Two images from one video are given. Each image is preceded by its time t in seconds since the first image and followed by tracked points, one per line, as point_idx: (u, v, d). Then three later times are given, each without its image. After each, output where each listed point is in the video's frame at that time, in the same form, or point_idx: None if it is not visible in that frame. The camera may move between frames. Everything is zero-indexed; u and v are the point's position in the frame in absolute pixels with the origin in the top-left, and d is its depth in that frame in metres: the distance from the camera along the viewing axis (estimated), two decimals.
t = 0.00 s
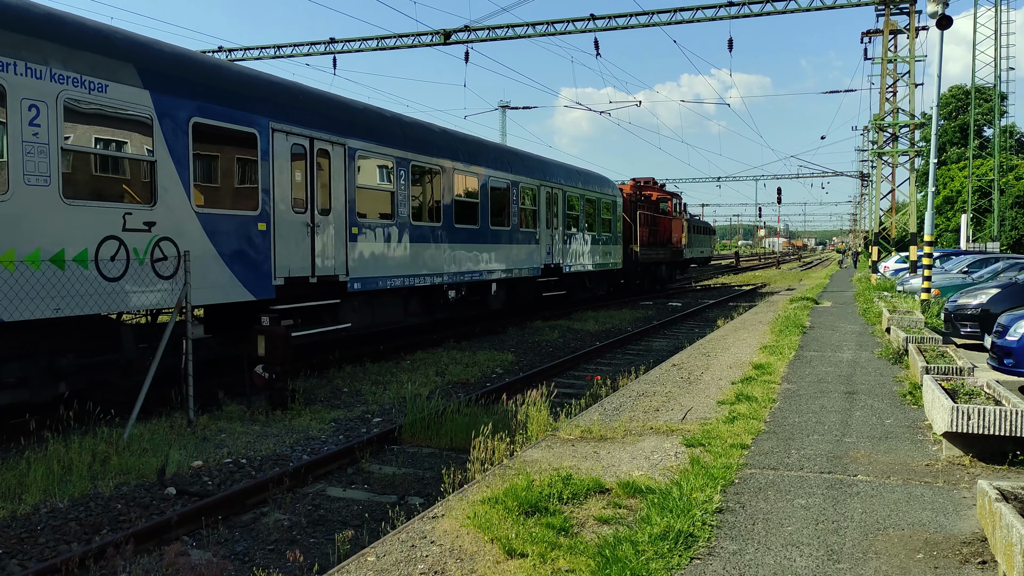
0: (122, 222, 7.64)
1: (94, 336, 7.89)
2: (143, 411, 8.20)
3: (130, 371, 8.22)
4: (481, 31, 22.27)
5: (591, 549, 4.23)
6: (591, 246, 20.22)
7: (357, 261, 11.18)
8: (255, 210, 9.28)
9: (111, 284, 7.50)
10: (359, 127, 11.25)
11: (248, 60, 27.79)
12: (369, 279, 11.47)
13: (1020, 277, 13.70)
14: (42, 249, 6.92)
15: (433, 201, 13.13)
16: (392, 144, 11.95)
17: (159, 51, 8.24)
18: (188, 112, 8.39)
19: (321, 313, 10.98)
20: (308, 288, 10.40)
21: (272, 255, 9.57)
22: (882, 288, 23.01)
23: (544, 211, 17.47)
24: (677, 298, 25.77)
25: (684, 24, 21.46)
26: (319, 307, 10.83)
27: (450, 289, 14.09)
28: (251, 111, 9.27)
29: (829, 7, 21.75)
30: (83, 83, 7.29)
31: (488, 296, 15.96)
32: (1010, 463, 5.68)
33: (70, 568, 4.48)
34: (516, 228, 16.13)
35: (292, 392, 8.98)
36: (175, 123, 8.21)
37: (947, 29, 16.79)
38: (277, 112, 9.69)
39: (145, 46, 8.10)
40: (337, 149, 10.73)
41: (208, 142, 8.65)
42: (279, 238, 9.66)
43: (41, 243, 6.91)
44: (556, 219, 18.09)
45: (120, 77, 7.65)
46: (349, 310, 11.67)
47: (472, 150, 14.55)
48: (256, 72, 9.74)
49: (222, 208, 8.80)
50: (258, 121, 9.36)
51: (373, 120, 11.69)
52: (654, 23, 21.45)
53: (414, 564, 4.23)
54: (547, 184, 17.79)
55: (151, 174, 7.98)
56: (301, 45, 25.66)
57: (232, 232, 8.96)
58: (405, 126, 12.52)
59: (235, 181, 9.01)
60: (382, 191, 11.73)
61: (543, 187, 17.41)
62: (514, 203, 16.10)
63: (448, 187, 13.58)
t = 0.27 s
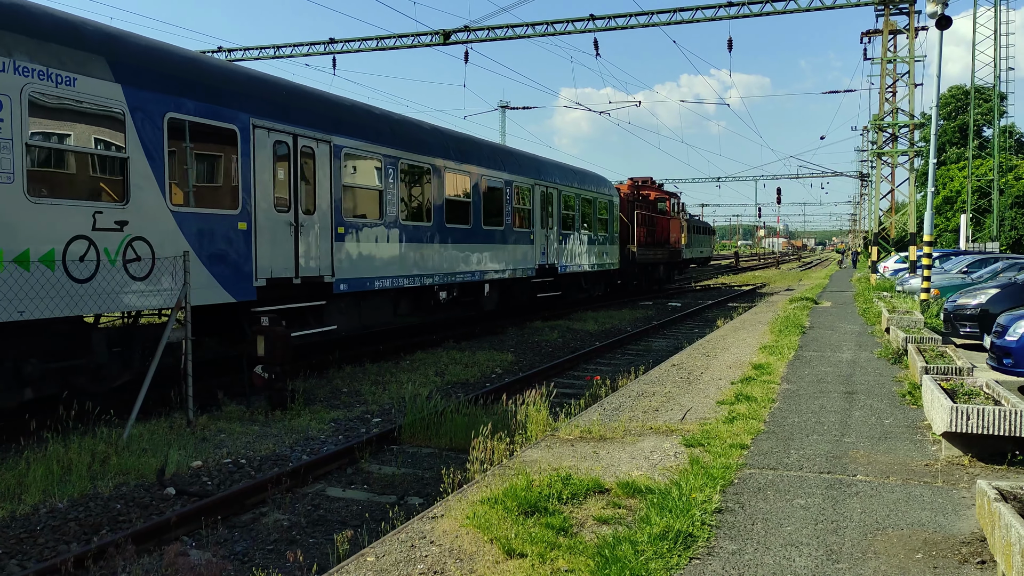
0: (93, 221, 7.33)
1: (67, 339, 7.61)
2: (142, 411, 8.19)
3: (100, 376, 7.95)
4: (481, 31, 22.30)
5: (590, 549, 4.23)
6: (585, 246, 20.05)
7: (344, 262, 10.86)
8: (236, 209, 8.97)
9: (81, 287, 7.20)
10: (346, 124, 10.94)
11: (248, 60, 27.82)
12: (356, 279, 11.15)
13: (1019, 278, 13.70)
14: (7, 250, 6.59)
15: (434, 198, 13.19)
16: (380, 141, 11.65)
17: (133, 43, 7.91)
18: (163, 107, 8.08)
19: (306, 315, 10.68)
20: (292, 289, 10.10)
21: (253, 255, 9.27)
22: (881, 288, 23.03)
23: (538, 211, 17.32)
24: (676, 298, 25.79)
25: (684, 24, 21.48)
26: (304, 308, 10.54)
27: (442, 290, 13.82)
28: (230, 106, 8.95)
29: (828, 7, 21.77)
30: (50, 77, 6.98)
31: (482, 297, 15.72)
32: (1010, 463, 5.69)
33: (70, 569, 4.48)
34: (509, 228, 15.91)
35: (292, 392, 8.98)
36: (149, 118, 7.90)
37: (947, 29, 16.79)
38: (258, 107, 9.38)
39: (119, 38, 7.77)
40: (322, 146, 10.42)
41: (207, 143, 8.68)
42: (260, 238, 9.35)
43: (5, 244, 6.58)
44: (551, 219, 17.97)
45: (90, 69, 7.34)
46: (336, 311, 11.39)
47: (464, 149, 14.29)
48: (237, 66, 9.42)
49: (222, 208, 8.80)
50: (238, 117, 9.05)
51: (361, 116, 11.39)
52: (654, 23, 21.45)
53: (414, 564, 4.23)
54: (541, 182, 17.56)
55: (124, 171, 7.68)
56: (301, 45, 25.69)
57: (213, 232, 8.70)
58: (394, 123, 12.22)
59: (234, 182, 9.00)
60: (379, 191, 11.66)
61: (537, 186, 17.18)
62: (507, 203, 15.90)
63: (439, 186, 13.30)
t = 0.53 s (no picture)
0: (60, 220, 7.03)
1: (34, 344, 7.27)
2: (142, 411, 8.19)
3: (71, 380, 7.62)
4: (480, 31, 22.32)
5: (590, 549, 4.23)
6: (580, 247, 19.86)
7: (328, 262, 10.58)
8: (215, 208, 8.69)
9: (47, 289, 6.90)
10: (332, 120, 10.65)
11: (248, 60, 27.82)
12: (341, 280, 10.87)
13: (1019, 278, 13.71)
14: None
15: (435, 195, 13.24)
16: (367, 138, 11.36)
17: (104, 36, 7.60)
18: (136, 102, 7.78)
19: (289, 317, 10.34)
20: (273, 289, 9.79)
21: (233, 256, 8.98)
22: (881, 288, 23.05)
23: (533, 210, 17.13)
24: (674, 298, 25.81)
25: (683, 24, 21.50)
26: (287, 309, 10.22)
27: (432, 291, 13.53)
28: (208, 102, 8.66)
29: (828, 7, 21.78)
30: (17, 70, 6.68)
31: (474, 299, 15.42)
32: (1008, 463, 5.69)
33: (69, 570, 4.48)
34: (502, 228, 15.68)
35: (291, 392, 8.98)
36: (121, 114, 7.60)
37: (946, 29, 16.81)
38: (238, 103, 9.08)
39: (90, 30, 7.47)
40: (307, 143, 10.14)
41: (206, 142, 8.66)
42: (240, 238, 9.06)
43: None
44: (546, 219, 17.79)
45: (59, 62, 7.03)
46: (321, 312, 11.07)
47: (455, 147, 14.03)
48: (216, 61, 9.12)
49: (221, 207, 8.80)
50: (216, 113, 8.76)
51: (347, 113, 11.10)
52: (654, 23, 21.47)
53: (413, 564, 4.23)
54: (536, 181, 17.34)
55: (95, 169, 7.38)
56: (300, 44, 25.70)
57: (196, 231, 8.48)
58: (382, 120, 11.93)
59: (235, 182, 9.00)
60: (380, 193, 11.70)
61: (531, 185, 16.97)
62: (500, 202, 15.68)
63: (430, 184, 13.04)
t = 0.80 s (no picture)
0: (25, 219, 6.74)
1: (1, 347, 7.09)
2: (141, 411, 8.19)
3: (39, 385, 7.37)
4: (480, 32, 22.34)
5: (589, 549, 4.23)
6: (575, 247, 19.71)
7: (312, 263, 10.32)
8: (192, 206, 8.43)
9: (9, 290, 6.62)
10: (315, 117, 10.39)
11: (247, 60, 27.82)
12: (326, 281, 10.62)
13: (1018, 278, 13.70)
14: None
15: (430, 195, 13.14)
16: (352, 136, 11.10)
17: (73, 28, 7.35)
18: (106, 97, 7.51)
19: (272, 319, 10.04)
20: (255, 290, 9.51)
21: (211, 256, 8.71)
22: (880, 288, 23.05)
23: (527, 210, 16.94)
24: (672, 298, 25.83)
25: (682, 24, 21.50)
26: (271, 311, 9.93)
27: (421, 293, 13.27)
28: (183, 97, 8.39)
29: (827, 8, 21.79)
30: None
31: (466, 300, 15.17)
32: (1008, 463, 5.69)
33: (67, 570, 4.47)
34: (495, 228, 15.48)
35: (291, 392, 8.98)
36: (91, 109, 7.34)
37: (945, 29, 16.82)
38: (216, 98, 8.81)
39: (58, 22, 7.22)
40: (289, 141, 9.89)
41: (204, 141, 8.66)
42: (219, 237, 8.80)
43: None
44: (540, 218, 17.61)
45: (24, 54, 6.76)
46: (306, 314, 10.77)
47: (446, 145, 13.79)
48: (193, 54, 8.86)
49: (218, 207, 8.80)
50: (193, 108, 8.50)
51: (332, 109, 10.84)
52: (652, 24, 21.50)
53: (413, 564, 4.23)
54: (529, 180, 17.14)
55: (62, 166, 7.11)
56: (300, 44, 25.72)
57: (180, 231, 8.31)
58: (368, 117, 11.67)
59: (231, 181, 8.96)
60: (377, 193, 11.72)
61: (525, 184, 16.78)
62: (493, 201, 15.47)
63: (420, 183, 12.80)
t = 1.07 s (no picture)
0: None
1: None
2: (141, 410, 8.19)
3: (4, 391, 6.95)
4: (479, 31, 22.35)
5: (588, 549, 4.23)
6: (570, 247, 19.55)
7: (297, 263, 10.06)
8: (168, 204, 8.13)
9: None
10: (299, 112, 10.12)
11: (246, 60, 27.82)
12: (312, 281, 10.37)
13: (1018, 277, 13.69)
14: None
15: (421, 193, 12.91)
16: (338, 132, 10.84)
17: (42, 18, 7.05)
18: (76, 89, 7.21)
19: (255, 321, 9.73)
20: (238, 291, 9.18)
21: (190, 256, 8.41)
22: (880, 287, 23.07)
23: (521, 209, 16.77)
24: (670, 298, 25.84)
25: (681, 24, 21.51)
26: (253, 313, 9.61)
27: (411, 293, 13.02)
28: (159, 91, 8.10)
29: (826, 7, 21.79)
30: None
31: (458, 301, 14.91)
32: (1008, 463, 5.69)
33: (67, 570, 4.47)
34: (488, 227, 15.27)
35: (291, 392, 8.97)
36: (59, 102, 7.04)
37: (944, 28, 16.82)
38: (194, 93, 8.53)
39: (25, 12, 6.91)
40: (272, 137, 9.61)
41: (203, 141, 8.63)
42: (198, 236, 8.49)
43: None
44: (534, 217, 17.44)
45: None
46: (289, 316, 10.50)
47: (437, 142, 13.54)
48: (172, 47, 8.59)
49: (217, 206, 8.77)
50: (169, 103, 8.21)
51: (316, 105, 10.57)
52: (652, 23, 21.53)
53: (413, 564, 4.23)
54: (523, 179, 16.95)
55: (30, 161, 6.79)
56: (299, 44, 25.74)
57: (166, 230, 8.10)
58: (355, 113, 11.41)
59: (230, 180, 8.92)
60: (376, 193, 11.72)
61: (518, 182, 16.59)
62: (486, 200, 15.26)
63: (409, 181, 12.55)
